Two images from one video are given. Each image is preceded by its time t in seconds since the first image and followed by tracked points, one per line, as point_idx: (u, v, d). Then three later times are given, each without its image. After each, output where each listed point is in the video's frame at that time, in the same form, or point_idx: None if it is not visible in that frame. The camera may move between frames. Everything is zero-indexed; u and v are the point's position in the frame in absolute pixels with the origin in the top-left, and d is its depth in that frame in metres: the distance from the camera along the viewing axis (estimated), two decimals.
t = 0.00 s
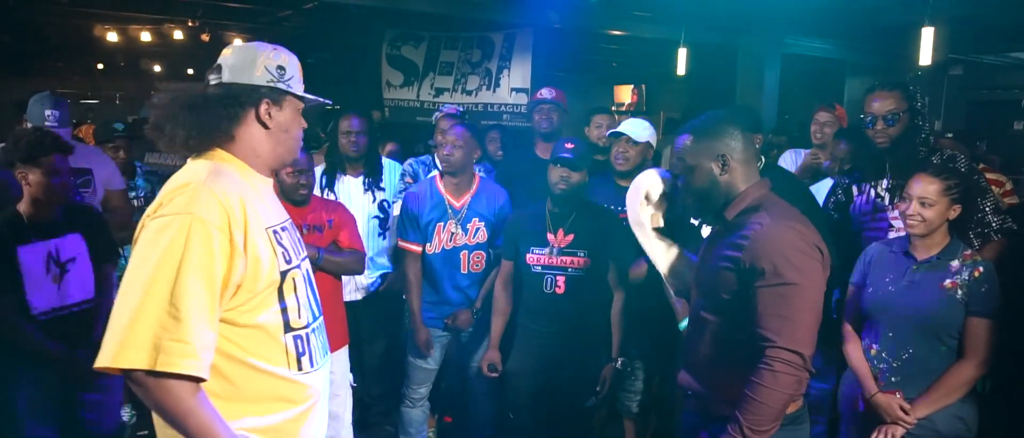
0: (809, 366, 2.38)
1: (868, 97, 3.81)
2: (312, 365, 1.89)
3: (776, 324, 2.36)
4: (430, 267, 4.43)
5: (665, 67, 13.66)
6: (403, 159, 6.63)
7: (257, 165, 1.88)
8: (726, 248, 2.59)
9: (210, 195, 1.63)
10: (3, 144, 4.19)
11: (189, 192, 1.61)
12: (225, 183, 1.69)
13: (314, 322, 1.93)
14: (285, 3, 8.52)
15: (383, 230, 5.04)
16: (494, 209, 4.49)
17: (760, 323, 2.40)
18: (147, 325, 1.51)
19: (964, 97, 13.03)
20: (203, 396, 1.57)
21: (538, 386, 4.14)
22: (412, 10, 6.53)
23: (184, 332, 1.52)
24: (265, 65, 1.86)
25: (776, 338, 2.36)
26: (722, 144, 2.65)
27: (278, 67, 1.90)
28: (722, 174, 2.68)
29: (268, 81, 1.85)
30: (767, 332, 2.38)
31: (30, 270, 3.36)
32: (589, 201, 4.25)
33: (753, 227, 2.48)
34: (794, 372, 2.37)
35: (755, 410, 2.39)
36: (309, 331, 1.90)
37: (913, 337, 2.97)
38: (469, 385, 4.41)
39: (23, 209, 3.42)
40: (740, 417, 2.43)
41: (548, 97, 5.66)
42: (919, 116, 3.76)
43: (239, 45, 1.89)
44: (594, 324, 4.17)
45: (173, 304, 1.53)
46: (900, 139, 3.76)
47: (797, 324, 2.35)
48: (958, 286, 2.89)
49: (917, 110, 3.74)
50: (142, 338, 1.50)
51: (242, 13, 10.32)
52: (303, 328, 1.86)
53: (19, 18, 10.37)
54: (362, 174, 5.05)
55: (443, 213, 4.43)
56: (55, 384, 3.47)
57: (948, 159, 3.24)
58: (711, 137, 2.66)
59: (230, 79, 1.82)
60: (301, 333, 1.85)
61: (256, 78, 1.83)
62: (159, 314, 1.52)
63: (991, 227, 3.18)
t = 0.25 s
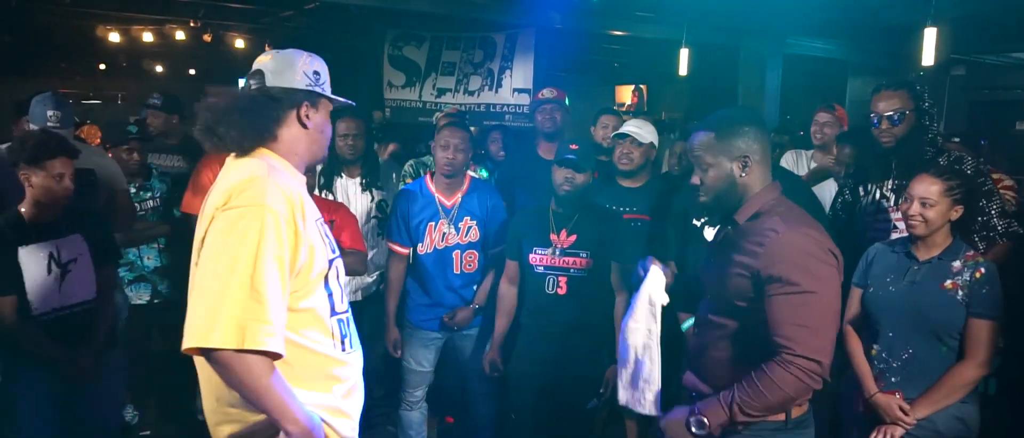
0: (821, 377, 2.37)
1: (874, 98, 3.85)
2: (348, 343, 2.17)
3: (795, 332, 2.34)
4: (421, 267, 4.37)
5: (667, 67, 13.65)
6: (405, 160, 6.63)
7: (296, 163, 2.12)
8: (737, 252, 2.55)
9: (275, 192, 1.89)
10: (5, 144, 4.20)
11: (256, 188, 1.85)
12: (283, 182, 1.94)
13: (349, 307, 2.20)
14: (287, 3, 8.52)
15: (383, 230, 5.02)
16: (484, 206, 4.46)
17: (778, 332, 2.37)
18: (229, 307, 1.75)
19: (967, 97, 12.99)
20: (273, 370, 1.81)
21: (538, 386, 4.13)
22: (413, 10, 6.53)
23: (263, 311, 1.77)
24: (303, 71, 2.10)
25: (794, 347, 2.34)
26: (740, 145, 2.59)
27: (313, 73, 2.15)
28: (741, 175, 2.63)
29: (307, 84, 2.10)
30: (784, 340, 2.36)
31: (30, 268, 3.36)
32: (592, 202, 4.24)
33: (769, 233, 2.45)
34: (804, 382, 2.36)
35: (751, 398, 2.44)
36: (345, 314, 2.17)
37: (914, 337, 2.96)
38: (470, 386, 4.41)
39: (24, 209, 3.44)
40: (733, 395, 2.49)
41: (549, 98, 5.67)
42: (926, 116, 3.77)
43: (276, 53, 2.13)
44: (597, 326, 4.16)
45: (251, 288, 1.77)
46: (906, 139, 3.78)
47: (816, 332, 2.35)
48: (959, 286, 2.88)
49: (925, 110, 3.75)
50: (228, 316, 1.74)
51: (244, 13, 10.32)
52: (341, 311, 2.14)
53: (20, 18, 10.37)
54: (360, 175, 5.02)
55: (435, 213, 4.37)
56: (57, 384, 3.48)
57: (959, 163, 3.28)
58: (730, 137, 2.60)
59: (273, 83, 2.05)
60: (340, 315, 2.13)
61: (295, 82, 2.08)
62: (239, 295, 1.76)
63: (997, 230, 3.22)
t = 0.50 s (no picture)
0: (833, 389, 2.25)
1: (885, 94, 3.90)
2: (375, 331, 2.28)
3: (814, 344, 2.23)
4: (413, 270, 4.22)
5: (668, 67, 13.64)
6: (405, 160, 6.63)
7: (320, 163, 2.18)
8: (755, 259, 2.46)
9: (322, 191, 1.97)
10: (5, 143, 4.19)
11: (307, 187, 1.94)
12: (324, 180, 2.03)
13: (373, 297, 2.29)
14: (287, 3, 8.51)
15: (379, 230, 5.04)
16: (475, 203, 4.39)
17: (798, 339, 2.25)
18: (291, 300, 1.82)
19: (969, 97, 12.96)
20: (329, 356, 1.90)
21: (536, 386, 4.12)
22: (414, 10, 6.53)
23: (322, 301, 1.86)
24: (329, 76, 2.17)
25: (814, 357, 2.23)
26: (759, 148, 2.48)
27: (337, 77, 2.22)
28: (761, 179, 2.52)
29: (333, 88, 2.17)
30: (803, 349, 2.24)
31: (29, 268, 3.35)
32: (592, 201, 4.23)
33: (790, 241, 2.35)
34: (815, 388, 2.25)
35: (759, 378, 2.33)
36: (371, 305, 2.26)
37: (912, 337, 2.95)
38: (469, 387, 4.40)
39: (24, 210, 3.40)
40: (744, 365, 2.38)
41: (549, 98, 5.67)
42: (934, 114, 3.81)
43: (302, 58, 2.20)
44: (597, 325, 4.18)
45: (310, 280, 1.85)
46: (913, 136, 3.85)
47: (836, 345, 2.23)
48: (957, 287, 2.88)
49: (935, 108, 3.79)
50: (293, 310, 1.81)
51: (245, 13, 10.31)
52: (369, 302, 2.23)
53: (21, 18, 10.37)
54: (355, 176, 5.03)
55: (426, 214, 4.24)
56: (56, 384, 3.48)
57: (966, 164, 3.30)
58: (752, 138, 2.48)
59: (302, 87, 2.12)
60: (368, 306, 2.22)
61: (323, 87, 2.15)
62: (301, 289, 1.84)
63: (1002, 234, 3.32)
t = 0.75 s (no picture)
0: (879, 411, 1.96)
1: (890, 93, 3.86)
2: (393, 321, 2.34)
3: (853, 360, 1.95)
4: (413, 272, 4.15)
5: (668, 66, 13.64)
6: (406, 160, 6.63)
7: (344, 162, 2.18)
8: (785, 270, 2.19)
9: (362, 190, 1.99)
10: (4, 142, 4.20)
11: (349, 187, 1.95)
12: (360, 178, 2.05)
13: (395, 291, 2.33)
14: (288, 3, 8.51)
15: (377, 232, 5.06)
16: (470, 202, 4.41)
17: (837, 358, 1.97)
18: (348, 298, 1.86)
19: (970, 97, 12.95)
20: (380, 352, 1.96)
21: (535, 386, 4.10)
22: (415, 10, 6.53)
23: (377, 297, 1.90)
24: (356, 78, 2.23)
25: (854, 374, 1.94)
26: (789, 148, 2.18)
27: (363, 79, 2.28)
28: (790, 183, 2.23)
29: (359, 90, 2.22)
30: (841, 366, 1.96)
31: (28, 268, 3.35)
32: (587, 201, 4.24)
33: (828, 252, 2.07)
34: (861, 409, 1.95)
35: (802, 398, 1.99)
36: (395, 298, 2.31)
37: (909, 337, 2.95)
38: (466, 386, 4.39)
39: (22, 209, 3.40)
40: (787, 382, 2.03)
41: (548, 97, 5.66)
42: (941, 114, 3.74)
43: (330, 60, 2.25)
44: (593, 325, 4.17)
45: (364, 278, 1.89)
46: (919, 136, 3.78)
47: (879, 363, 1.95)
48: (954, 287, 2.86)
49: (942, 108, 3.73)
50: (351, 309, 1.84)
51: (245, 13, 10.32)
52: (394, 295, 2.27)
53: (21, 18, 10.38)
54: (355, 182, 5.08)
55: (425, 216, 4.20)
56: (54, 383, 3.47)
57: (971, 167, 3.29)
58: (781, 137, 2.18)
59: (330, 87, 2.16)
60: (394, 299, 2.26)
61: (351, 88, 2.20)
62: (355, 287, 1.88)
63: (1011, 235, 3.34)
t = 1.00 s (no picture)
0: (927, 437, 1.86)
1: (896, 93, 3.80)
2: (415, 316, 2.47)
3: (908, 386, 1.84)
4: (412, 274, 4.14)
5: (669, 67, 13.65)
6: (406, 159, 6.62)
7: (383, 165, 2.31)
8: (824, 288, 2.02)
9: (410, 193, 2.12)
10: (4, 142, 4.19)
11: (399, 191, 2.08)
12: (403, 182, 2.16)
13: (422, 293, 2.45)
14: (288, 3, 8.51)
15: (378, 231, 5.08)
16: (469, 206, 4.39)
17: (887, 383, 1.85)
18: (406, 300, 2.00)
19: (970, 97, 12.96)
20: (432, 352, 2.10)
21: (534, 387, 4.06)
22: (415, 9, 6.52)
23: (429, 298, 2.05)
24: (394, 82, 2.37)
25: (909, 398, 1.83)
26: (830, 151, 2.03)
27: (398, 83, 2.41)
28: (829, 191, 2.07)
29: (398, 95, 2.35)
30: (895, 391, 1.84)
31: (29, 268, 3.36)
32: (581, 200, 4.23)
33: (875, 271, 1.93)
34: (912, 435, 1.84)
35: (852, 420, 1.86)
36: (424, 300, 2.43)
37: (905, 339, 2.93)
38: (466, 386, 4.38)
39: (23, 209, 3.40)
40: (836, 402, 1.89)
41: (548, 97, 5.65)
42: (945, 114, 3.73)
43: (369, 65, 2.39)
44: (591, 325, 4.15)
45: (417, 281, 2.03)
46: (924, 136, 3.75)
47: (932, 388, 1.85)
48: (949, 287, 2.89)
49: (947, 108, 3.71)
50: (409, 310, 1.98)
51: (246, 13, 10.32)
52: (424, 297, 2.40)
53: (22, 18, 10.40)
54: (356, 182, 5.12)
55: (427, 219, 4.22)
56: (54, 383, 3.47)
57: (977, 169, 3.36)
58: (822, 140, 2.04)
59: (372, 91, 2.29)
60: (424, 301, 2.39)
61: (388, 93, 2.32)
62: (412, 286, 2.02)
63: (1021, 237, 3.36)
